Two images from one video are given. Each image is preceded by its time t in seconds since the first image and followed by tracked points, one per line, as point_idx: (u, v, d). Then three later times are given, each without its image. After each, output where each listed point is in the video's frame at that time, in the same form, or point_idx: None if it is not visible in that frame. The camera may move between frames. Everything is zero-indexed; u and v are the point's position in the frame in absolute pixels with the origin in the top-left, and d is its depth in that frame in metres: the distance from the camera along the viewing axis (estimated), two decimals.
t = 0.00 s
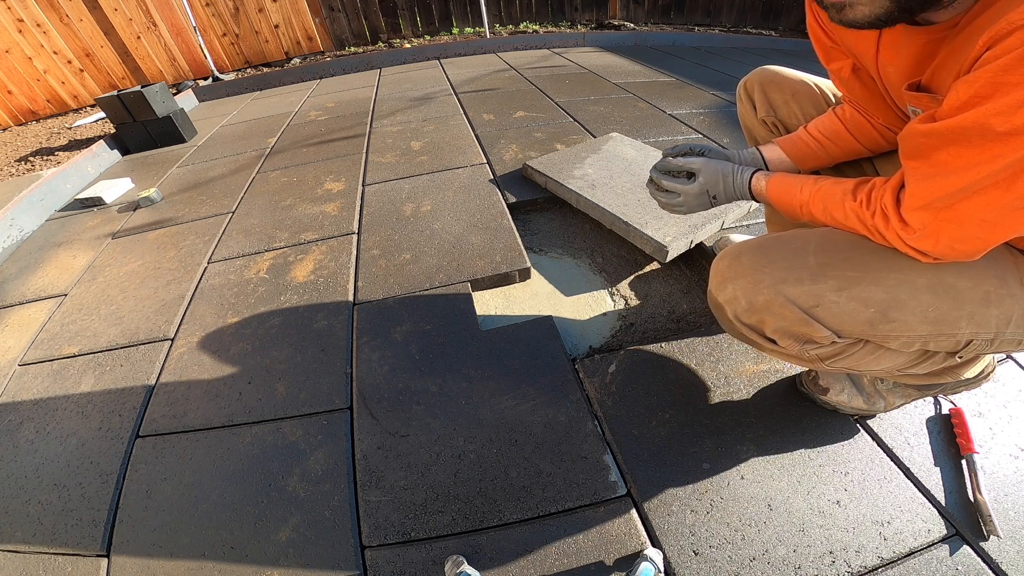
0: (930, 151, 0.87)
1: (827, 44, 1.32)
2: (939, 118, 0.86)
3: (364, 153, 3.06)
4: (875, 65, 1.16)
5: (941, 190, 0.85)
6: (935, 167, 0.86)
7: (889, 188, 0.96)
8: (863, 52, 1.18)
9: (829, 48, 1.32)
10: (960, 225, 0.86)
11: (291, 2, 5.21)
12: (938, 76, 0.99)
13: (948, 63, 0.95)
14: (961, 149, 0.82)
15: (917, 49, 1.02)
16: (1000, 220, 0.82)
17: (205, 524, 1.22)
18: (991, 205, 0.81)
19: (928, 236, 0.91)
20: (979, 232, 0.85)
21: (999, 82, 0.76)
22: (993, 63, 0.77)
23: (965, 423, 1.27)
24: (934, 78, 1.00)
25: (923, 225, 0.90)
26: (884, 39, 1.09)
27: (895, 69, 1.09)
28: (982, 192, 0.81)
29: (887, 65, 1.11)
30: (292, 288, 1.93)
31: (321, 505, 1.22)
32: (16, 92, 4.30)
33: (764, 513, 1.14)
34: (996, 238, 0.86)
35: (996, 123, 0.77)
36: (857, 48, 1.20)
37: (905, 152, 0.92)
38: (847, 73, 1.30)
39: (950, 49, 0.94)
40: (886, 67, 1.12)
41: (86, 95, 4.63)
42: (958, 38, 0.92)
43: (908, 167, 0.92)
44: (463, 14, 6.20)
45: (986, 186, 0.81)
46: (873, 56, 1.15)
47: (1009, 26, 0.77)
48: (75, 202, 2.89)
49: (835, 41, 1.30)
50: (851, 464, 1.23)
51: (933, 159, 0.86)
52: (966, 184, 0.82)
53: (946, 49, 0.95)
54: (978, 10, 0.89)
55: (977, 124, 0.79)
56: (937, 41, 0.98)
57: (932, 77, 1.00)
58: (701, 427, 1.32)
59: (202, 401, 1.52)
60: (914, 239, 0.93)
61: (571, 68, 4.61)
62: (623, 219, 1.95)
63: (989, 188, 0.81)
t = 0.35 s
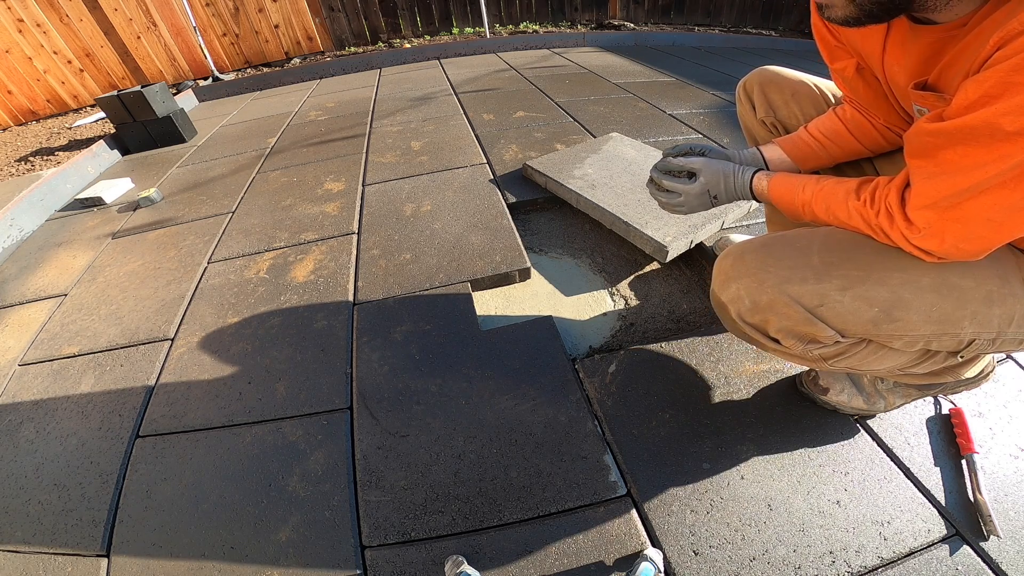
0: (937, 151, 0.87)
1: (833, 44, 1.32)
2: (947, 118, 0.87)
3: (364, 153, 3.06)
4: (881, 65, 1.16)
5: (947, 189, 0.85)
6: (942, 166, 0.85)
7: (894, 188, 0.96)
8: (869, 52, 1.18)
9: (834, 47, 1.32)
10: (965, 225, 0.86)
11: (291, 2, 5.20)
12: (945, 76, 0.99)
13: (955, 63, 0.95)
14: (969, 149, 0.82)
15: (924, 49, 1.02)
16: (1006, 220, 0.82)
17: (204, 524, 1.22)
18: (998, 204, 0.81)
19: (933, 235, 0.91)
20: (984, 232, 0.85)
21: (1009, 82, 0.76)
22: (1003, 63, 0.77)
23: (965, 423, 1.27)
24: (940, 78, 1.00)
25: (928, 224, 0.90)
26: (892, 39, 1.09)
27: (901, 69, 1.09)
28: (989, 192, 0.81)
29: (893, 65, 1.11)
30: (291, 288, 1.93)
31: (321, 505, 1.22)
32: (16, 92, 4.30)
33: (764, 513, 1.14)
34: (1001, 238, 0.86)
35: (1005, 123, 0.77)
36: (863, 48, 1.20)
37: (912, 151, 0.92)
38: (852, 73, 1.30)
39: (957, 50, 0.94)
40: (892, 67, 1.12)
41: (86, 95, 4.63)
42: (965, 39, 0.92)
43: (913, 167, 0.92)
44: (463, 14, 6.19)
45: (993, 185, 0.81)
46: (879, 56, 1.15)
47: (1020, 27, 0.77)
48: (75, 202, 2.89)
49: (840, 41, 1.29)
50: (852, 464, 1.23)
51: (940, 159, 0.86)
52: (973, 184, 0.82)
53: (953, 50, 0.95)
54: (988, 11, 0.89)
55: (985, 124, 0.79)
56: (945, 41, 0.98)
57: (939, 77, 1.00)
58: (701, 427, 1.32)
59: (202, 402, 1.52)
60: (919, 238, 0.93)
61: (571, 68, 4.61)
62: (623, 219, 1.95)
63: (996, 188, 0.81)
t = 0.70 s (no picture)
0: (939, 153, 0.87)
1: (832, 44, 1.31)
2: (949, 120, 0.86)
3: (365, 153, 3.06)
4: (881, 67, 1.16)
5: (949, 191, 0.85)
6: (943, 168, 0.85)
7: (894, 189, 0.96)
8: (869, 54, 1.18)
9: (833, 48, 1.32)
10: (965, 227, 0.86)
11: (291, 2, 5.20)
12: (946, 78, 0.99)
13: (956, 65, 0.95)
14: (970, 151, 0.82)
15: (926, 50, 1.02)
16: (1006, 222, 0.82)
17: (204, 524, 1.22)
18: (999, 207, 0.81)
19: (934, 237, 0.91)
20: (985, 234, 0.85)
21: (1010, 85, 0.76)
22: (1005, 66, 0.77)
23: (965, 423, 1.27)
24: (940, 80, 1.00)
25: (928, 226, 0.90)
26: (892, 41, 1.09)
27: (901, 71, 1.09)
28: (991, 194, 0.81)
29: (893, 66, 1.11)
30: (291, 288, 1.93)
31: (321, 505, 1.22)
32: (16, 92, 4.31)
33: (764, 513, 1.14)
34: (1001, 240, 0.86)
35: (1006, 126, 0.77)
36: (863, 50, 1.20)
37: (912, 153, 0.92)
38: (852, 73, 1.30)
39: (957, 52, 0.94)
40: (892, 69, 1.12)
41: (86, 95, 4.63)
42: (966, 41, 0.92)
43: (914, 169, 0.92)
44: (463, 14, 6.19)
45: (994, 188, 0.81)
46: (879, 57, 1.15)
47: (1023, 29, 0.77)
48: (75, 202, 2.89)
49: (840, 42, 1.29)
50: (852, 464, 1.23)
51: (940, 162, 0.86)
52: (974, 186, 0.82)
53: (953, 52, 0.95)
54: (990, 13, 0.89)
55: (987, 127, 0.79)
56: (947, 43, 0.98)
57: (939, 78, 1.00)
58: (701, 427, 1.32)
59: (202, 402, 1.52)
60: (919, 240, 0.93)
61: (571, 68, 4.61)
62: (623, 219, 1.95)
63: (997, 191, 0.81)
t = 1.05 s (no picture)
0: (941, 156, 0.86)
1: (842, 33, 1.30)
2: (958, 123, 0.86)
3: (365, 153, 3.06)
4: (893, 59, 1.15)
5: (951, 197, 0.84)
6: (945, 172, 0.85)
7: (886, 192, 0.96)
8: (882, 44, 1.16)
9: (841, 39, 1.30)
10: (964, 231, 0.86)
11: (291, 2, 5.20)
12: (958, 74, 0.98)
13: (972, 63, 0.94)
14: (976, 157, 0.81)
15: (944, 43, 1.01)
16: (1006, 228, 0.83)
17: (204, 524, 1.21)
18: (999, 213, 0.81)
19: (930, 241, 0.91)
20: (983, 239, 0.86)
21: None
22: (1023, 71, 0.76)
23: (965, 423, 1.27)
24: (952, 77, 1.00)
25: (926, 230, 0.90)
26: (910, 32, 1.07)
27: (916, 64, 1.08)
28: (995, 200, 0.81)
29: (906, 59, 1.10)
30: (292, 288, 1.93)
31: (321, 505, 1.22)
32: (16, 92, 4.31)
33: (764, 513, 1.14)
34: (997, 245, 0.86)
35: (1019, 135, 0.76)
36: (875, 39, 1.18)
37: (912, 155, 0.92)
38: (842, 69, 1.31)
39: (973, 48, 0.93)
40: (904, 61, 1.11)
41: (86, 95, 4.63)
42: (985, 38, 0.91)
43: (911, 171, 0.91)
44: (463, 14, 6.19)
45: (997, 194, 0.81)
46: (893, 48, 1.13)
47: None
48: (75, 202, 2.89)
49: (851, 31, 1.28)
50: (852, 464, 1.23)
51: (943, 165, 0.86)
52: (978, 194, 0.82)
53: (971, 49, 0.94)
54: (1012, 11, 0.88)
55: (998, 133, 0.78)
56: (964, 38, 0.97)
57: (952, 75, 0.99)
58: (701, 427, 1.32)
59: (202, 402, 1.52)
60: (914, 243, 0.93)
61: (571, 68, 4.61)
62: (623, 220, 1.95)
63: (1000, 197, 0.81)
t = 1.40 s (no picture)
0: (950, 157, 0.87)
1: (842, 30, 1.33)
2: (958, 124, 0.87)
3: (365, 153, 3.06)
4: (890, 61, 1.16)
5: (958, 199, 0.85)
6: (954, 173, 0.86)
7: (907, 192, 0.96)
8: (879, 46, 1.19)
9: (841, 32, 1.35)
10: (977, 234, 0.86)
11: (291, 2, 5.20)
12: (952, 77, 0.99)
13: (965, 63, 0.95)
14: (982, 157, 0.82)
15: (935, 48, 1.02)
16: (1018, 229, 0.82)
17: (204, 524, 1.22)
18: (1010, 215, 0.81)
19: (946, 243, 0.91)
20: (996, 241, 0.85)
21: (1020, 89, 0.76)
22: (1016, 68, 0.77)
23: (965, 423, 1.27)
24: (946, 77, 1.00)
25: (942, 232, 0.90)
26: (901, 35, 1.09)
27: (910, 67, 1.09)
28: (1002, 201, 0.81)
29: (901, 62, 1.11)
30: (291, 288, 1.93)
31: (321, 505, 1.22)
32: (16, 92, 4.31)
33: (764, 513, 1.14)
34: (1013, 246, 0.85)
35: (1016, 131, 0.77)
36: (873, 39, 1.20)
37: (926, 157, 0.93)
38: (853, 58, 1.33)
39: (966, 47, 0.95)
40: (898, 62, 1.13)
41: (86, 95, 4.64)
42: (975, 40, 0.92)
43: (929, 173, 0.92)
44: (463, 14, 6.19)
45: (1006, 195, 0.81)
46: (889, 50, 1.15)
47: None
48: (75, 202, 2.89)
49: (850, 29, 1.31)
50: (852, 464, 1.23)
51: (955, 167, 0.86)
52: (984, 195, 0.82)
53: (963, 48, 0.95)
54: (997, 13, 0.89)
55: (998, 131, 0.79)
56: (952, 38, 0.98)
57: (947, 77, 1.00)
58: (701, 427, 1.32)
59: (202, 402, 1.52)
60: (931, 246, 0.93)
61: (571, 68, 4.61)
62: (624, 219, 1.95)
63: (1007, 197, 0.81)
